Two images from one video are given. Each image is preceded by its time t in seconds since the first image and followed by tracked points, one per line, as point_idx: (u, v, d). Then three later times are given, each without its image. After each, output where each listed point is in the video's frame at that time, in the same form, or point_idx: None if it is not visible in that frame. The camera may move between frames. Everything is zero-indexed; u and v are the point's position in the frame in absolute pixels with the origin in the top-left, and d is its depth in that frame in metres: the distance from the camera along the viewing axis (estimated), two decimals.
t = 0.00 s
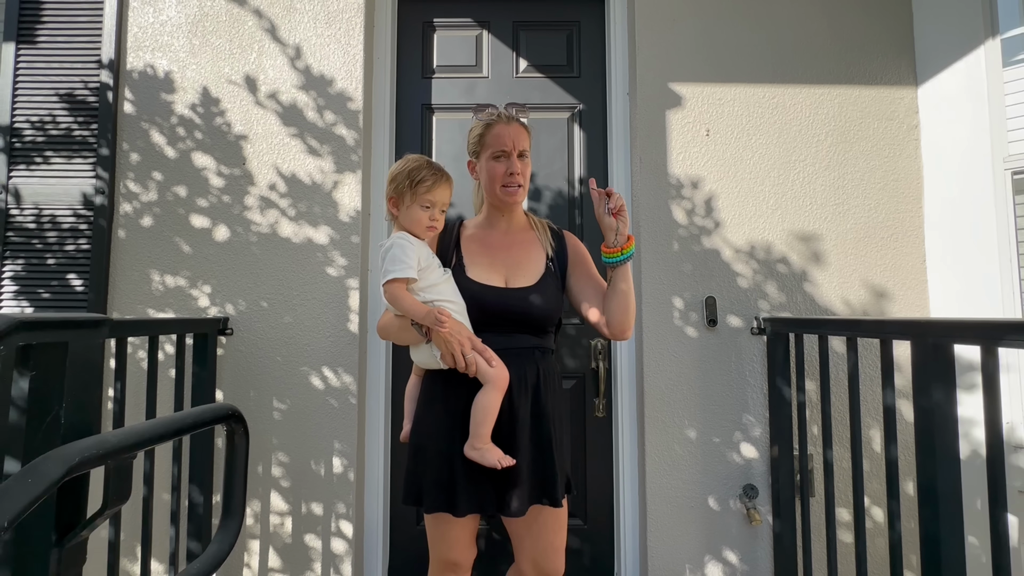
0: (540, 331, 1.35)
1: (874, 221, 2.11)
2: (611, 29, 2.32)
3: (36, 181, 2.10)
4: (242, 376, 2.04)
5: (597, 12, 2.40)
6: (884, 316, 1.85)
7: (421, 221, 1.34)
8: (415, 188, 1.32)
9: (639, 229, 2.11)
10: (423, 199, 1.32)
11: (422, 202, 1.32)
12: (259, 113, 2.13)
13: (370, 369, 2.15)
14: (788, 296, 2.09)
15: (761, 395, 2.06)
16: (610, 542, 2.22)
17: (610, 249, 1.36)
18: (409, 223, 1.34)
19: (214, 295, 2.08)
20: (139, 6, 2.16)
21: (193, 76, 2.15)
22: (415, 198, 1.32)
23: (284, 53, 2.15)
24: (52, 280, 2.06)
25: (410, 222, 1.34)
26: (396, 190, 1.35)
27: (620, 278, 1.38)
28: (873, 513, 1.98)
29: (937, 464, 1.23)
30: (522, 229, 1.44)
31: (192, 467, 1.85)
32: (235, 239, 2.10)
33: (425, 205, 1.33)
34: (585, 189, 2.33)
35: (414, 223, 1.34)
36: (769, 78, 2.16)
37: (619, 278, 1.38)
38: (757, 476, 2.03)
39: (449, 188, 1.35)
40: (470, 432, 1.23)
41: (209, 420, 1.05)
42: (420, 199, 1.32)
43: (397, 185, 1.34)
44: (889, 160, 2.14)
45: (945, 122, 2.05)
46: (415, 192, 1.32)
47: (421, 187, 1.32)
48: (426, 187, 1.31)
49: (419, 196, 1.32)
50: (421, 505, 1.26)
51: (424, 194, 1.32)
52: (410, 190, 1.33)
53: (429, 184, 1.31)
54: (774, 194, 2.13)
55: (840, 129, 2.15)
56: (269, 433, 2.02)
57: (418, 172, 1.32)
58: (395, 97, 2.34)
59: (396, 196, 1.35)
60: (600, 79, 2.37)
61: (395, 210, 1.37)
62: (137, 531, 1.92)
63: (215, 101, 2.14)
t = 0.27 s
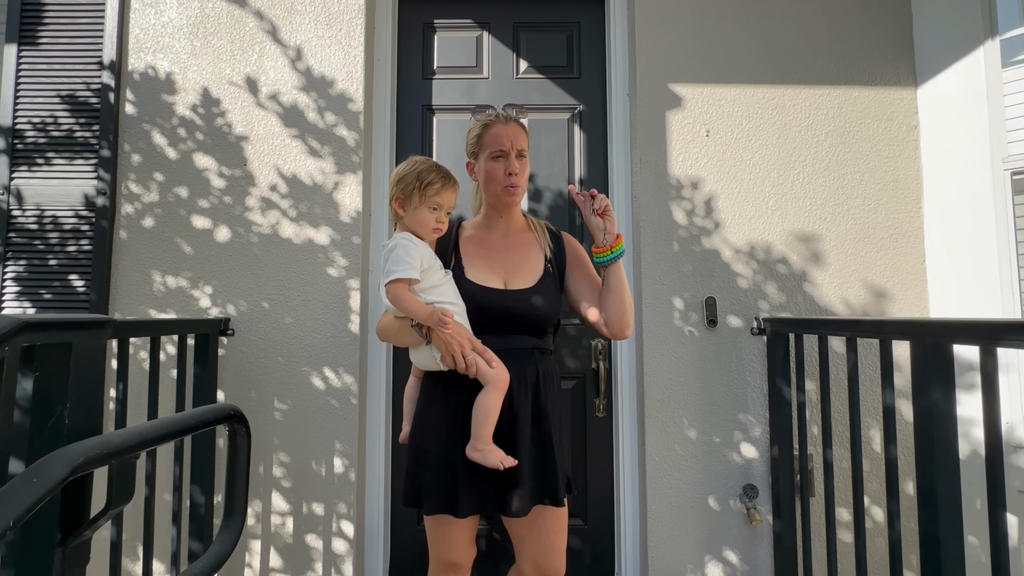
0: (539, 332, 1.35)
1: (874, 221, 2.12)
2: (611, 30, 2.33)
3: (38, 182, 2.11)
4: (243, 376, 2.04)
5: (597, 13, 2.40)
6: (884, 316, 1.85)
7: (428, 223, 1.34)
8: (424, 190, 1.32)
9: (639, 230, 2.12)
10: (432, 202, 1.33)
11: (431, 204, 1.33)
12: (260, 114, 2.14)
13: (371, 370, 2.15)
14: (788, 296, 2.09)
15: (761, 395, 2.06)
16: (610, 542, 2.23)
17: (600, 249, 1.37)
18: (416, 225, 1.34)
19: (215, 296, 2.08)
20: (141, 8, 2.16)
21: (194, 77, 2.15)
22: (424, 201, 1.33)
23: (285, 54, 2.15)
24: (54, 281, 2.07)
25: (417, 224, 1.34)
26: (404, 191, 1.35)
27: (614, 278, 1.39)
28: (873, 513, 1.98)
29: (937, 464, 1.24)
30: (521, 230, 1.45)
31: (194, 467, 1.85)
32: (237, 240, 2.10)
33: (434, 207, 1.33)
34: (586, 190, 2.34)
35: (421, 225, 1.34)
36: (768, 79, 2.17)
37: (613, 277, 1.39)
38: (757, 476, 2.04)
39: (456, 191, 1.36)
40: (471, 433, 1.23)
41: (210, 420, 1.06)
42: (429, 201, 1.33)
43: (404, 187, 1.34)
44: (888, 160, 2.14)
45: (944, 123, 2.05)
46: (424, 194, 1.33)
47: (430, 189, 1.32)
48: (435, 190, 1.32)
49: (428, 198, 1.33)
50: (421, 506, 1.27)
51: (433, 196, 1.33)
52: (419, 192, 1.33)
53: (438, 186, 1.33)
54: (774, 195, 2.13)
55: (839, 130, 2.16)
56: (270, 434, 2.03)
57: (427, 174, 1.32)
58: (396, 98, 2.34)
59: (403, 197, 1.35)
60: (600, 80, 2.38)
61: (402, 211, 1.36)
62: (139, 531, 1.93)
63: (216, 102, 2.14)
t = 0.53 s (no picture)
0: (537, 333, 1.36)
1: (873, 221, 2.12)
2: (610, 30, 2.33)
3: (39, 182, 2.11)
4: (243, 376, 2.05)
5: (596, 14, 2.41)
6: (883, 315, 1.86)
7: (435, 221, 1.34)
8: (431, 189, 1.33)
9: (638, 230, 2.12)
10: (439, 200, 1.34)
11: (438, 201, 1.34)
12: (260, 114, 2.14)
13: (371, 369, 2.16)
14: (787, 296, 2.10)
15: (760, 395, 2.07)
16: (609, 541, 2.24)
17: (606, 250, 1.38)
18: (423, 223, 1.34)
19: (215, 296, 2.09)
20: (141, 9, 2.17)
21: (195, 78, 2.16)
22: (431, 199, 1.34)
23: (285, 55, 2.16)
24: (55, 281, 2.07)
25: (424, 222, 1.34)
26: (408, 191, 1.34)
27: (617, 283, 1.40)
28: (871, 512, 1.99)
29: (934, 463, 1.24)
30: (519, 229, 1.45)
31: (194, 467, 1.86)
32: (237, 240, 2.11)
33: (440, 204, 1.35)
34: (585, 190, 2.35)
35: (429, 223, 1.34)
36: (767, 78, 2.17)
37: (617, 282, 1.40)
38: (756, 475, 2.04)
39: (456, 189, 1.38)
40: (469, 433, 1.24)
41: (210, 420, 1.06)
42: (436, 199, 1.34)
43: (409, 186, 1.33)
44: (887, 160, 2.15)
45: (942, 123, 2.06)
46: (432, 192, 1.33)
47: (437, 188, 1.33)
48: (442, 188, 1.34)
49: (435, 196, 1.34)
50: (421, 506, 1.27)
51: (440, 194, 1.34)
52: (426, 191, 1.33)
53: (443, 184, 1.34)
54: (773, 195, 2.14)
55: (838, 130, 2.16)
56: (270, 433, 2.03)
57: (432, 173, 1.33)
58: (396, 98, 2.35)
59: (408, 196, 1.34)
60: (599, 80, 2.38)
61: (407, 211, 1.35)
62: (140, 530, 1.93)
63: (216, 102, 2.15)
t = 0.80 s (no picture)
0: (536, 330, 1.38)
1: (871, 221, 2.13)
2: (609, 30, 2.34)
3: (39, 182, 2.12)
4: (243, 375, 2.05)
5: (596, 13, 2.41)
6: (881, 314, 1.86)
7: (430, 218, 1.35)
8: (424, 185, 1.33)
9: (638, 229, 2.13)
10: (432, 196, 1.35)
11: (432, 198, 1.35)
12: (259, 114, 2.15)
13: (370, 368, 2.16)
14: (786, 295, 2.10)
15: (758, 394, 2.07)
16: (609, 540, 2.24)
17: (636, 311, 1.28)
18: (418, 221, 1.34)
19: (215, 295, 2.09)
20: (141, 8, 2.17)
21: (194, 77, 2.16)
22: (424, 196, 1.34)
23: (285, 54, 2.16)
24: (55, 280, 2.08)
25: (418, 220, 1.34)
26: (401, 188, 1.33)
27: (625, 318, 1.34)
28: (870, 511, 2.00)
29: (931, 462, 1.25)
30: (517, 228, 1.47)
31: (194, 466, 1.86)
32: (237, 240, 2.11)
33: (434, 201, 1.35)
34: (584, 189, 2.35)
35: (424, 220, 1.34)
36: (766, 78, 2.18)
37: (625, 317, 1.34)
38: (755, 474, 2.05)
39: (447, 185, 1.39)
40: (473, 431, 1.24)
41: (211, 419, 1.07)
42: (429, 196, 1.34)
43: (402, 184, 1.33)
44: (886, 160, 2.15)
45: (941, 123, 2.06)
46: (424, 189, 1.34)
47: (430, 184, 1.34)
48: (434, 184, 1.35)
49: (428, 192, 1.34)
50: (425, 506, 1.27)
51: (433, 190, 1.35)
52: (418, 188, 1.34)
53: (436, 180, 1.35)
54: (771, 194, 2.14)
55: (837, 130, 2.17)
56: (270, 432, 2.04)
57: (423, 170, 1.34)
58: (395, 98, 2.35)
59: (401, 194, 1.33)
60: (598, 80, 2.39)
61: (400, 209, 1.34)
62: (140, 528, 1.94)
63: (216, 102, 2.15)
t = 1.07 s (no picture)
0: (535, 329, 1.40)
1: (870, 220, 2.13)
2: (608, 30, 2.34)
3: (40, 182, 2.12)
4: (243, 374, 2.06)
5: (595, 13, 2.41)
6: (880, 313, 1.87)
7: (426, 215, 1.35)
8: (422, 181, 1.33)
9: (637, 228, 2.13)
10: (429, 193, 1.35)
11: (428, 195, 1.35)
12: (260, 114, 2.15)
13: (370, 368, 2.17)
14: (785, 295, 2.11)
15: (758, 393, 2.08)
16: (608, 538, 2.25)
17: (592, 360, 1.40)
18: (414, 217, 1.34)
19: (215, 294, 2.09)
20: (141, 8, 2.18)
21: (195, 77, 2.17)
22: (421, 192, 1.34)
23: (285, 54, 2.16)
24: (56, 279, 2.08)
25: (415, 216, 1.34)
26: (398, 184, 1.33)
27: (590, 371, 1.38)
28: (868, 510, 2.00)
29: (929, 461, 1.25)
30: (515, 228, 1.49)
31: (194, 465, 1.87)
32: (237, 239, 2.12)
33: (430, 198, 1.35)
34: (584, 189, 2.35)
35: (420, 217, 1.34)
36: (766, 78, 2.18)
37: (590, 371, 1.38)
38: (754, 473, 2.05)
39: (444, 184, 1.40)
40: (486, 429, 1.24)
41: (212, 417, 1.07)
42: (426, 193, 1.34)
43: (400, 179, 1.33)
44: (885, 159, 2.15)
45: (940, 123, 2.07)
46: (420, 185, 1.34)
47: (427, 181, 1.34)
48: (431, 181, 1.35)
49: (424, 188, 1.34)
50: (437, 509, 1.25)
51: (430, 187, 1.35)
52: (415, 184, 1.33)
53: (432, 177, 1.35)
54: (771, 194, 2.15)
55: (836, 129, 2.17)
56: (271, 431, 2.04)
57: (420, 166, 1.34)
58: (395, 97, 2.36)
59: (398, 190, 1.33)
60: (598, 79, 2.39)
61: (397, 205, 1.34)
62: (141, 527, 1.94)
63: (216, 102, 2.16)
